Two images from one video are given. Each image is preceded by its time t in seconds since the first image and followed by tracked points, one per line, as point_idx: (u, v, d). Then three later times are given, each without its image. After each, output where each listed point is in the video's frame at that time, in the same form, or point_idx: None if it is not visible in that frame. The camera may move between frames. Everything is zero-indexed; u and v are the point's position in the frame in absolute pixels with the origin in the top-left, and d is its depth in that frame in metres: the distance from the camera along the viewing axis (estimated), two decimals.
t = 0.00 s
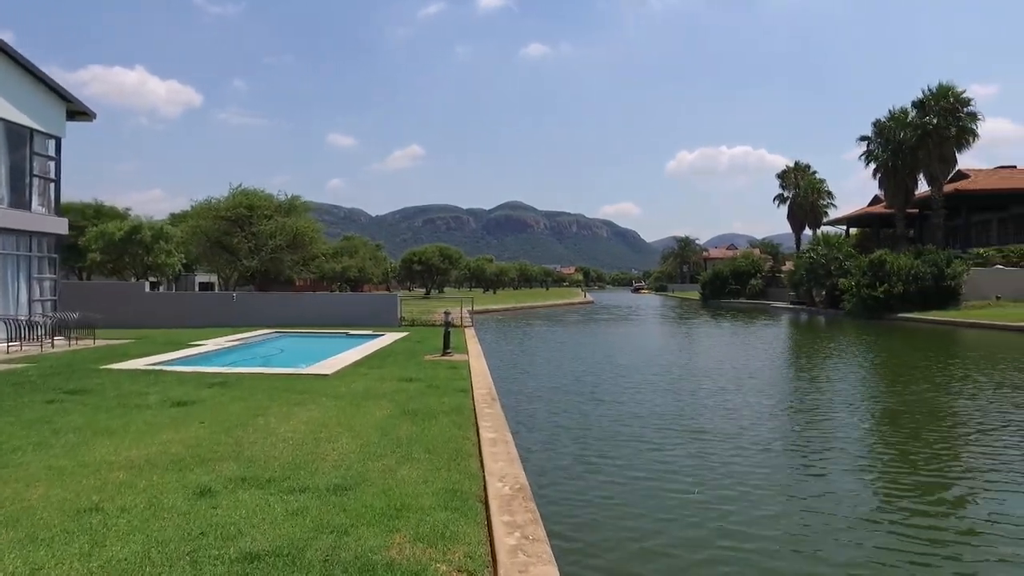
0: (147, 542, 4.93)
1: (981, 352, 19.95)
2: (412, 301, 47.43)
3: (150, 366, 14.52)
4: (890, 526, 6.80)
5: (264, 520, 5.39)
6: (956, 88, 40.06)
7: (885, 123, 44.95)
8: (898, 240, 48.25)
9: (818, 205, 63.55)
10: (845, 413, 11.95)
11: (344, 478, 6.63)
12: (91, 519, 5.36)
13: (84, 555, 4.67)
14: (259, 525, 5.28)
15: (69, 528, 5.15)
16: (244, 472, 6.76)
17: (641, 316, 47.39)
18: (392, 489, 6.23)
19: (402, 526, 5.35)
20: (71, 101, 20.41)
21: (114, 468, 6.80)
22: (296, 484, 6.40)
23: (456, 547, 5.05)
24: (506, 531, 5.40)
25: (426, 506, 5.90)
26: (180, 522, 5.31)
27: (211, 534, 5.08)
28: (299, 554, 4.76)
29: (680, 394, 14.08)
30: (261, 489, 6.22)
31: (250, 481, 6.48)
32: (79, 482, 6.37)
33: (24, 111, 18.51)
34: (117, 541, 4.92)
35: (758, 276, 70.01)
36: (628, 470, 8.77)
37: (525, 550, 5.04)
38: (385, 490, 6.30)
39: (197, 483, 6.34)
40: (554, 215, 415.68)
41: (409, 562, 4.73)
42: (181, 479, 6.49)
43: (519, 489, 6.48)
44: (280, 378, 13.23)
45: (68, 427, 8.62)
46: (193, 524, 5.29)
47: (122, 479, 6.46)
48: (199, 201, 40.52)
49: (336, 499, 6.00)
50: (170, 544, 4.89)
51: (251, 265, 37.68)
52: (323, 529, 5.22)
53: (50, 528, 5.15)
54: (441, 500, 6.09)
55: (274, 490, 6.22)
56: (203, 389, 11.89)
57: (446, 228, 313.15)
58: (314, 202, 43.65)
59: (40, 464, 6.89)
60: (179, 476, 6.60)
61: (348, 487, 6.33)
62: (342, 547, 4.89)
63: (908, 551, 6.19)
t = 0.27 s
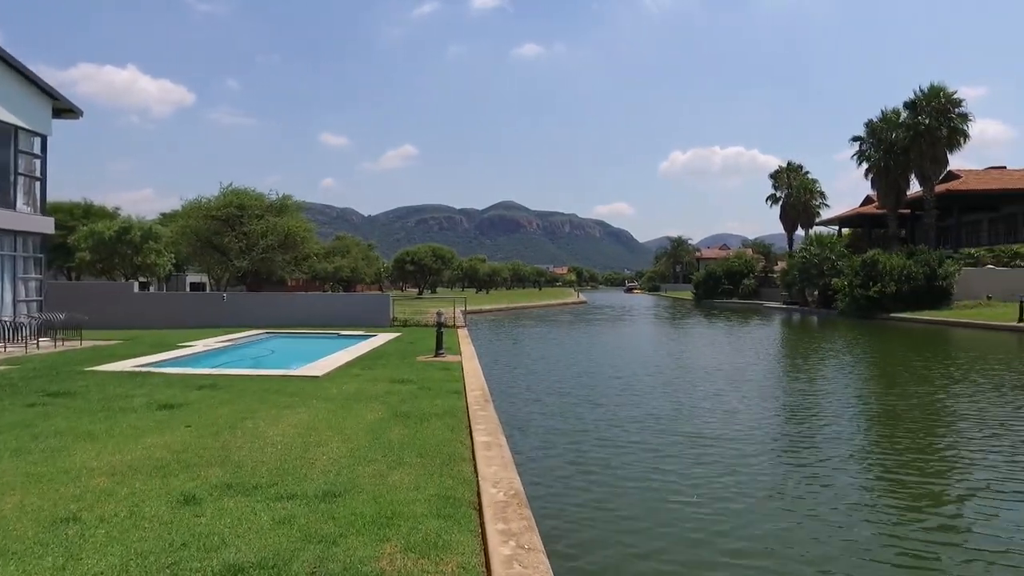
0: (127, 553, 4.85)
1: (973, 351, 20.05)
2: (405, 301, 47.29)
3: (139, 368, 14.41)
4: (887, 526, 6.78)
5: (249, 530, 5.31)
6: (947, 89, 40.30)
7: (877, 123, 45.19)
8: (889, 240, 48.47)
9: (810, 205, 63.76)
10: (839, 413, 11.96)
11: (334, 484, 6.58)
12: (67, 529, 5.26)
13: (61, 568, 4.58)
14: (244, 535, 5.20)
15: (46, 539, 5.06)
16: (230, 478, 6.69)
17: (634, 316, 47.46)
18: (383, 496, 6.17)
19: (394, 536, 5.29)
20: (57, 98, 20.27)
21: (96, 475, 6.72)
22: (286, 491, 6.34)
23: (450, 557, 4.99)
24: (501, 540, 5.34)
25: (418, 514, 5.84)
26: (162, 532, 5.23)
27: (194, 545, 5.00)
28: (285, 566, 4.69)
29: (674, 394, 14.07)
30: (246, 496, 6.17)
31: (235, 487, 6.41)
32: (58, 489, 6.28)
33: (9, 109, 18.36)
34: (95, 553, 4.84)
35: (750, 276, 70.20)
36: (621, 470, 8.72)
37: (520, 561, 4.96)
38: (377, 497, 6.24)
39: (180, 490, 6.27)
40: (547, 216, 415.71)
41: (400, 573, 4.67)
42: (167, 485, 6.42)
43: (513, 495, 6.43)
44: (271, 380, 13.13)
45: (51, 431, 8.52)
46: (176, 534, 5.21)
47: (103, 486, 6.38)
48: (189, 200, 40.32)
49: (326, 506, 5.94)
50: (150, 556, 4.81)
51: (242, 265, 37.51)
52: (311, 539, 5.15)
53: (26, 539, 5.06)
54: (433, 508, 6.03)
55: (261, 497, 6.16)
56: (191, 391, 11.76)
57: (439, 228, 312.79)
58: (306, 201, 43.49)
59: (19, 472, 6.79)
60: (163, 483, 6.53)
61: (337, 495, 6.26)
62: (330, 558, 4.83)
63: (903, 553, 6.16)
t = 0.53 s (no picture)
0: (104, 564, 4.77)
1: (964, 351, 20.10)
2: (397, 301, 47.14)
3: (125, 369, 14.28)
4: (880, 528, 6.77)
5: (232, 539, 5.24)
6: (939, 89, 40.50)
7: (869, 124, 45.38)
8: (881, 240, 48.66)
9: (802, 205, 63.96)
10: (832, 414, 11.95)
11: (322, 490, 6.51)
12: (41, 540, 5.16)
13: None
14: (228, 545, 5.13)
15: (21, 550, 4.97)
16: (215, 484, 6.62)
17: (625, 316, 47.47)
18: (373, 503, 6.11)
19: (383, 545, 5.23)
20: (42, 94, 20.09)
21: (75, 482, 6.63)
22: (272, 497, 6.28)
23: (442, 567, 4.93)
24: (495, 548, 5.29)
25: (409, 522, 5.78)
26: (141, 542, 5.15)
27: (174, 556, 4.93)
28: None
29: (666, 394, 14.05)
30: (231, 503, 6.11)
31: (220, 494, 6.35)
32: (34, 497, 6.18)
33: None
34: (71, 564, 4.76)
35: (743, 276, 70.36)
36: (613, 471, 8.67)
37: (514, 571, 4.90)
38: (368, 504, 6.17)
39: (162, 497, 6.19)
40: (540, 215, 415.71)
41: None
42: (150, 492, 6.35)
43: (507, 501, 6.38)
44: (260, 382, 13.03)
45: (33, 436, 8.42)
46: (156, 544, 5.14)
47: (82, 493, 6.29)
48: (179, 199, 40.09)
49: (314, 514, 5.87)
50: (130, 567, 4.73)
51: (232, 264, 37.31)
52: (297, 549, 5.09)
53: None
54: (423, 515, 5.97)
55: (247, 503, 6.10)
56: (178, 394, 11.66)
57: (431, 228, 312.35)
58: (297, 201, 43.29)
59: None
60: (145, 490, 6.45)
61: (325, 501, 6.19)
62: (317, 569, 4.77)
63: (894, 554, 6.15)
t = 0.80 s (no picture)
0: None
1: (958, 351, 20.16)
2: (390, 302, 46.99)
3: (114, 370, 14.16)
4: (875, 523, 6.73)
5: (216, 550, 5.18)
6: (931, 89, 40.71)
7: (862, 123, 45.57)
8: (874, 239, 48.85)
9: (796, 205, 64.12)
10: (826, 413, 11.94)
11: (309, 497, 6.46)
12: (15, 552, 5.08)
13: None
14: (211, 555, 5.07)
15: None
16: (200, 490, 6.56)
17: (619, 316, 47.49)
18: (362, 510, 6.06)
19: (375, 554, 5.18)
20: (29, 90, 19.95)
21: (55, 489, 6.55)
22: (258, 504, 6.22)
23: None
24: (489, 557, 5.24)
25: (401, 530, 5.73)
26: (120, 553, 5.08)
27: (155, 567, 4.86)
28: None
29: (660, 393, 14.01)
30: (216, 510, 6.05)
31: (205, 500, 6.28)
32: (12, 505, 6.10)
33: None
34: None
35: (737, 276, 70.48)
36: (607, 470, 8.62)
37: None
38: (359, 511, 6.11)
39: (144, 505, 6.12)
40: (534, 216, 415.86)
41: None
42: (133, 499, 6.28)
43: (502, 507, 6.34)
44: (250, 383, 12.93)
45: (16, 440, 8.34)
46: (137, 554, 5.07)
47: (61, 501, 6.21)
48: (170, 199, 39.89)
49: (302, 522, 5.81)
50: None
51: (224, 264, 37.15)
52: (284, 559, 5.03)
53: None
54: (415, 522, 5.92)
55: (232, 511, 6.04)
56: (167, 395, 11.55)
57: (425, 228, 311.96)
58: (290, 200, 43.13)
59: None
60: (126, 497, 6.37)
61: (315, 509, 6.13)
62: None
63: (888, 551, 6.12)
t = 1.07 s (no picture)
0: None
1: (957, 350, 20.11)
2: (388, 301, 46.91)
3: (107, 372, 14.08)
4: (871, 526, 6.69)
5: (202, 559, 5.13)
6: (929, 89, 40.78)
7: (860, 123, 45.65)
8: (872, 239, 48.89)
9: (794, 204, 64.14)
10: (824, 413, 11.89)
11: (299, 503, 6.41)
12: None
13: None
14: (197, 565, 5.02)
15: None
16: (188, 496, 6.51)
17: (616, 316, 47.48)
18: (355, 517, 6.01)
19: (367, 563, 5.13)
20: (21, 89, 19.85)
21: (40, 495, 6.50)
22: (246, 511, 6.16)
23: None
24: (485, 566, 5.19)
25: (396, 537, 5.68)
26: (103, 562, 5.03)
27: None
28: None
29: (658, 394, 13.98)
30: (203, 517, 6.00)
31: (192, 507, 6.23)
32: None
33: None
34: None
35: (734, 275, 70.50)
36: (603, 473, 8.55)
37: None
38: (354, 518, 6.06)
39: (130, 512, 6.07)
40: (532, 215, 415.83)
41: None
42: (120, 506, 6.22)
43: (499, 513, 6.30)
44: (244, 384, 12.86)
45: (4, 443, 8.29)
46: (119, 564, 5.01)
47: (43, 508, 6.15)
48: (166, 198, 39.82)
49: (292, 529, 5.75)
50: None
51: (219, 264, 37.07)
52: (274, 569, 4.98)
53: None
54: (409, 530, 5.87)
55: (220, 517, 6.00)
56: (159, 397, 11.51)
57: (423, 228, 311.78)
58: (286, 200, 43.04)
59: None
60: (112, 503, 6.33)
61: (307, 515, 6.08)
62: None
63: (885, 554, 6.06)
